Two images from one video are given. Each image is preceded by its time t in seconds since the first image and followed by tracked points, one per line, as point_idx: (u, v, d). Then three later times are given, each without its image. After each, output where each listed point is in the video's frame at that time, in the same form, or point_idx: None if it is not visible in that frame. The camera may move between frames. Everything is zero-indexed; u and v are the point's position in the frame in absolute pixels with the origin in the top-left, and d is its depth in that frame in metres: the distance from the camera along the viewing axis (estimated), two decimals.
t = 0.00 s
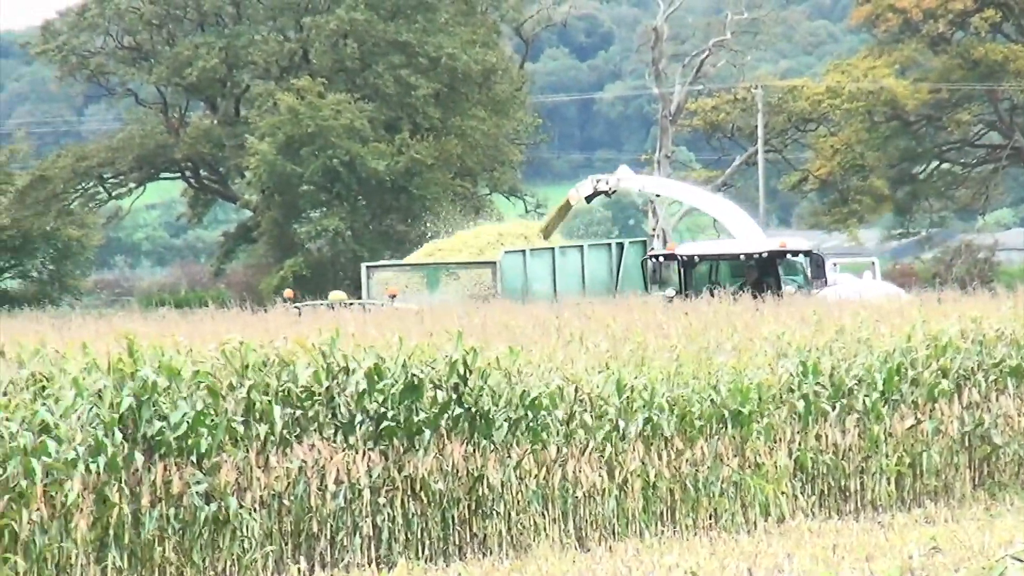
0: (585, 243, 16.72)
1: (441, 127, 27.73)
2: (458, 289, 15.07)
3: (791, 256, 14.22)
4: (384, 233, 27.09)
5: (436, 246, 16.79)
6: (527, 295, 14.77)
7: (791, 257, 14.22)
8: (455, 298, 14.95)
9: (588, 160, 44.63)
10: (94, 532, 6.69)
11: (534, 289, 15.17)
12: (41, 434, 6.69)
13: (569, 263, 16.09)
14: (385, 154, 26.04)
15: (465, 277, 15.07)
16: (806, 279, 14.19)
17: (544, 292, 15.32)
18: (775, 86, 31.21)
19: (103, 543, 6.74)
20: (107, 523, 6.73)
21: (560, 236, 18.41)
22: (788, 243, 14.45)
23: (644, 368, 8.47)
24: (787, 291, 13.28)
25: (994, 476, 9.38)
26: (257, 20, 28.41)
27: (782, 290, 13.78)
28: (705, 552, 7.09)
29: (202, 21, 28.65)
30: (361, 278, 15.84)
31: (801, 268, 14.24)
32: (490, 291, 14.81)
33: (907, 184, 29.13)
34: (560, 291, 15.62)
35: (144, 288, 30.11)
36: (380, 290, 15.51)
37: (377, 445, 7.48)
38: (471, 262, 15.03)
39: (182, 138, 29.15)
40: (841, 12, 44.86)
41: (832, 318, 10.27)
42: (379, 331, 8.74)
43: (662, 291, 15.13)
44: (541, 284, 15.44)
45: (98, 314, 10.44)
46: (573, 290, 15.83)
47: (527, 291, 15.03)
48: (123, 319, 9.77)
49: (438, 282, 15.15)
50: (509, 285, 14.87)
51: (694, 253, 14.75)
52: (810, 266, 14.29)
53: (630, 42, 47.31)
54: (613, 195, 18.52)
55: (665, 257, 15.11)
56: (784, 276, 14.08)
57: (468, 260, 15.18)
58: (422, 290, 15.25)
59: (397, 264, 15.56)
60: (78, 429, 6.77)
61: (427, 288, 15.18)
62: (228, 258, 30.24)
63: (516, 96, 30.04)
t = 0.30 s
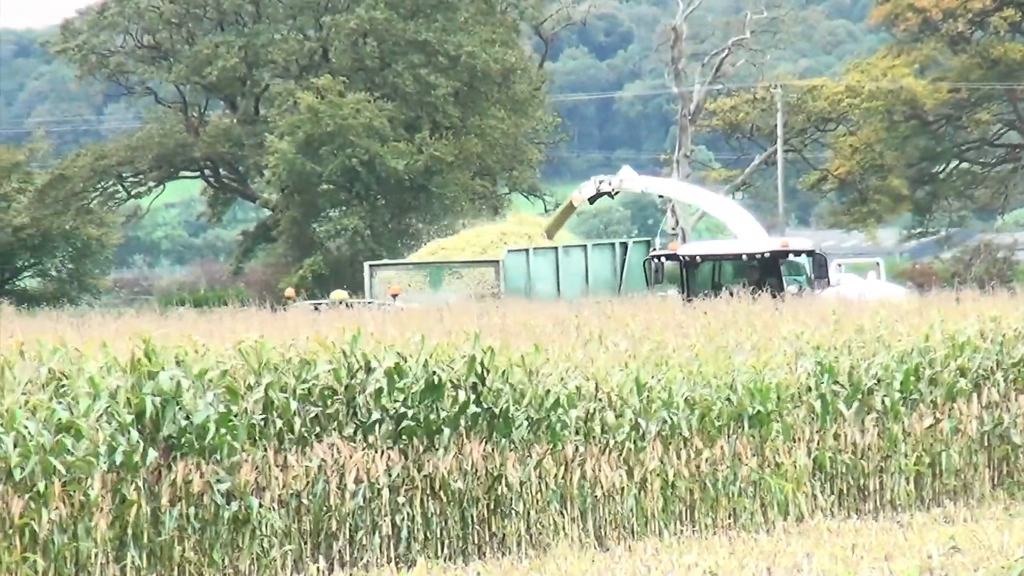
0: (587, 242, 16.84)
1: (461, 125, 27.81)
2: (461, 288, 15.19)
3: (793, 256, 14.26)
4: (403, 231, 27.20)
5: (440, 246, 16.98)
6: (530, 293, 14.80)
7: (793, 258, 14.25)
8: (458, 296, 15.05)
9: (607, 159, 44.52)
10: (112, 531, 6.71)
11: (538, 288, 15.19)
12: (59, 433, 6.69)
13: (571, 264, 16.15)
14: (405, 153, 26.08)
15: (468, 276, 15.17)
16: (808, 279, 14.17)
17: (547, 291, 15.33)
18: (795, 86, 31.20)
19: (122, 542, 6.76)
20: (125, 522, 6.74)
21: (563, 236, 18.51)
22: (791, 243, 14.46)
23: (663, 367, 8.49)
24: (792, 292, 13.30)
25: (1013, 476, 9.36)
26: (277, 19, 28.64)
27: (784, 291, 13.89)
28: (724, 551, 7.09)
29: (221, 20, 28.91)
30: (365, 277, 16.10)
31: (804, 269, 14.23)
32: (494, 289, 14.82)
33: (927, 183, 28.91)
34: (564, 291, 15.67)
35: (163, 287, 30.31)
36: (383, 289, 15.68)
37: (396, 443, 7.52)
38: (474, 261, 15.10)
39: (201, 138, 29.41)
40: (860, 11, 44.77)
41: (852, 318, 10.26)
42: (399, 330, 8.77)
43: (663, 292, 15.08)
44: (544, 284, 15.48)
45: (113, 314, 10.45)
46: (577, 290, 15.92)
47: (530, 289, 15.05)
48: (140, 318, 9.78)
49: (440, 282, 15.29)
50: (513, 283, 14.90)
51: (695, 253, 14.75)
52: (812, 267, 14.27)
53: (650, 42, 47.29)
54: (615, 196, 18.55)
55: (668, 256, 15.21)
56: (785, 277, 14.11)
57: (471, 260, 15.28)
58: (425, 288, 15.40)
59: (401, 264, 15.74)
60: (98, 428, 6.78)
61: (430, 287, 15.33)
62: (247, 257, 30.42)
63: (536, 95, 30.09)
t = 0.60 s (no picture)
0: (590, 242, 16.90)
1: (480, 125, 27.91)
2: (461, 288, 15.19)
3: (793, 256, 14.37)
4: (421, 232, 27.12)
5: (442, 245, 16.96)
6: (530, 293, 14.88)
7: (793, 257, 14.35)
8: (458, 297, 15.05)
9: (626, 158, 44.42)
10: (132, 530, 6.76)
11: (538, 288, 15.29)
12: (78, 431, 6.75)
13: (573, 264, 16.26)
14: (424, 152, 26.21)
15: (469, 276, 15.19)
16: (809, 279, 14.27)
17: (548, 291, 15.43)
18: (814, 86, 31.16)
19: (141, 541, 6.82)
20: (144, 521, 6.81)
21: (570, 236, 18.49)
22: (791, 242, 14.54)
23: (682, 367, 8.52)
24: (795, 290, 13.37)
25: None
26: (296, 18, 28.81)
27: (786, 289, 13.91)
28: (744, 551, 7.10)
29: (241, 20, 29.15)
30: (366, 276, 16.10)
31: (804, 269, 14.34)
32: (495, 288, 14.89)
33: (946, 183, 28.94)
34: (564, 291, 15.78)
35: (182, 286, 30.52)
36: (384, 289, 15.68)
37: (416, 443, 7.56)
38: (475, 261, 15.11)
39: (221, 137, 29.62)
40: (880, 10, 44.65)
41: (870, 317, 10.30)
42: (418, 330, 8.81)
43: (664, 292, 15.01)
44: (545, 284, 15.58)
45: (131, 313, 10.52)
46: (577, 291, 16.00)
47: (531, 289, 15.15)
48: (159, 317, 9.84)
49: (441, 282, 15.26)
50: (513, 283, 14.97)
51: (696, 252, 14.74)
52: (813, 267, 14.39)
53: (669, 41, 47.26)
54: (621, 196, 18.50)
55: (668, 255, 15.10)
56: (786, 276, 14.17)
57: (472, 260, 15.30)
58: (425, 289, 15.38)
59: (402, 264, 15.72)
60: (117, 427, 6.82)
61: (430, 288, 15.31)
62: (266, 257, 30.61)
63: (555, 95, 30.14)
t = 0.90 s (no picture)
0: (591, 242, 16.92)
1: (496, 124, 27.99)
2: (460, 288, 15.45)
3: (793, 256, 14.38)
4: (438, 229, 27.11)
5: (440, 245, 17.15)
6: (529, 291, 15.12)
7: (793, 257, 14.37)
8: (458, 296, 15.31)
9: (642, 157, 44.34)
10: (147, 530, 6.81)
11: (538, 287, 15.51)
12: (92, 431, 6.80)
13: (574, 263, 16.35)
14: (440, 152, 26.29)
15: (467, 276, 15.47)
16: (808, 279, 14.28)
17: (548, 288, 15.63)
18: (831, 86, 31.13)
19: (158, 540, 6.88)
20: (161, 520, 6.86)
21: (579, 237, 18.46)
22: (791, 243, 14.56)
23: (699, 367, 8.54)
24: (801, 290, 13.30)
25: None
26: (313, 18, 28.97)
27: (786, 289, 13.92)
28: (759, 552, 7.11)
29: (257, 19, 29.36)
30: (365, 276, 16.32)
31: (804, 269, 14.37)
32: (495, 288, 15.17)
33: (962, 183, 28.90)
34: (564, 289, 15.93)
35: (199, 284, 30.71)
36: (383, 289, 15.92)
37: (431, 442, 7.58)
38: (476, 261, 15.39)
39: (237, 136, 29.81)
40: (896, 10, 44.54)
41: (886, 316, 10.30)
42: (434, 329, 8.83)
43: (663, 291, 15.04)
44: (545, 282, 15.77)
45: (145, 312, 10.57)
46: (577, 289, 16.10)
47: (530, 287, 15.38)
48: (175, 317, 9.88)
49: (441, 281, 15.51)
50: (513, 282, 15.24)
51: (697, 251, 14.76)
52: (813, 267, 14.41)
53: (685, 41, 47.28)
54: (631, 195, 18.47)
55: (667, 254, 15.15)
56: (786, 276, 14.18)
57: (471, 260, 15.57)
58: (425, 289, 15.62)
59: (401, 264, 15.98)
60: (131, 427, 6.88)
61: (430, 287, 15.55)
62: (282, 256, 30.78)
63: (572, 94, 30.20)
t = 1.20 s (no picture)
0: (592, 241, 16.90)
1: (514, 124, 28.07)
2: (461, 287, 15.35)
3: (793, 256, 14.21)
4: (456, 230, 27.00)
5: (441, 244, 17.06)
6: (529, 292, 15.05)
7: (793, 257, 14.20)
8: (458, 296, 15.20)
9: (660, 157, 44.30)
10: (167, 529, 6.86)
11: (538, 287, 15.44)
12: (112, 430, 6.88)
13: (574, 262, 16.25)
14: (459, 151, 26.40)
15: (467, 274, 15.36)
16: (809, 279, 14.13)
17: (548, 289, 15.57)
18: (849, 85, 31.13)
19: (176, 540, 6.91)
20: (180, 520, 6.89)
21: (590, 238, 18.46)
22: (791, 242, 14.41)
23: (717, 366, 8.58)
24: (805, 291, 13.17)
25: None
26: (330, 18, 29.09)
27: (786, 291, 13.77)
28: (778, 550, 7.13)
29: (275, 19, 29.53)
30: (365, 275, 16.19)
31: (804, 270, 14.21)
32: (495, 288, 15.08)
33: (980, 182, 28.85)
34: (565, 289, 15.87)
35: (217, 284, 30.86)
36: (383, 288, 15.79)
37: (450, 441, 7.62)
38: (476, 260, 15.28)
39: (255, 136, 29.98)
40: (914, 10, 44.40)
41: (904, 315, 10.32)
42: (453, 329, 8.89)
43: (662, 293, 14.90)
44: (546, 282, 15.71)
45: (163, 311, 10.66)
46: (578, 289, 16.06)
47: (531, 287, 15.33)
48: (193, 317, 9.94)
49: (441, 281, 15.42)
50: (513, 282, 15.15)
51: (696, 252, 14.59)
52: (814, 268, 14.25)
53: (703, 41, 47.22)
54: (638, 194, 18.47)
55: (667, 255, 15.00)
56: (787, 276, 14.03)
57: (470, 259, 15.46)
58: (425, 287, 15.52)
59: (401, 263, 15.83)
60: (149, 427, 6.94)
61: (430, 287, 15.45)
62: (301, 255, 30.93)
63: (590, 93, 30.26)
